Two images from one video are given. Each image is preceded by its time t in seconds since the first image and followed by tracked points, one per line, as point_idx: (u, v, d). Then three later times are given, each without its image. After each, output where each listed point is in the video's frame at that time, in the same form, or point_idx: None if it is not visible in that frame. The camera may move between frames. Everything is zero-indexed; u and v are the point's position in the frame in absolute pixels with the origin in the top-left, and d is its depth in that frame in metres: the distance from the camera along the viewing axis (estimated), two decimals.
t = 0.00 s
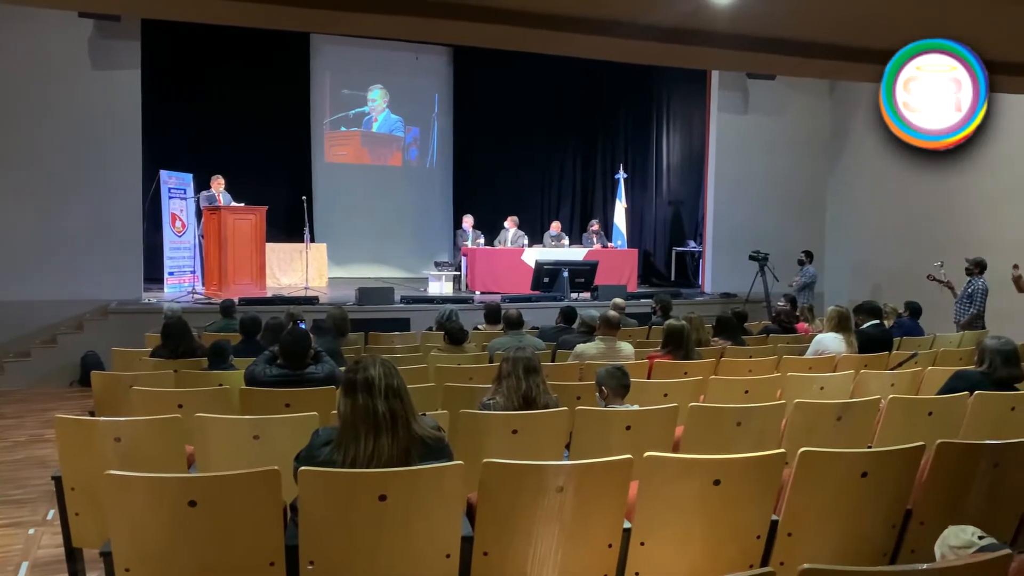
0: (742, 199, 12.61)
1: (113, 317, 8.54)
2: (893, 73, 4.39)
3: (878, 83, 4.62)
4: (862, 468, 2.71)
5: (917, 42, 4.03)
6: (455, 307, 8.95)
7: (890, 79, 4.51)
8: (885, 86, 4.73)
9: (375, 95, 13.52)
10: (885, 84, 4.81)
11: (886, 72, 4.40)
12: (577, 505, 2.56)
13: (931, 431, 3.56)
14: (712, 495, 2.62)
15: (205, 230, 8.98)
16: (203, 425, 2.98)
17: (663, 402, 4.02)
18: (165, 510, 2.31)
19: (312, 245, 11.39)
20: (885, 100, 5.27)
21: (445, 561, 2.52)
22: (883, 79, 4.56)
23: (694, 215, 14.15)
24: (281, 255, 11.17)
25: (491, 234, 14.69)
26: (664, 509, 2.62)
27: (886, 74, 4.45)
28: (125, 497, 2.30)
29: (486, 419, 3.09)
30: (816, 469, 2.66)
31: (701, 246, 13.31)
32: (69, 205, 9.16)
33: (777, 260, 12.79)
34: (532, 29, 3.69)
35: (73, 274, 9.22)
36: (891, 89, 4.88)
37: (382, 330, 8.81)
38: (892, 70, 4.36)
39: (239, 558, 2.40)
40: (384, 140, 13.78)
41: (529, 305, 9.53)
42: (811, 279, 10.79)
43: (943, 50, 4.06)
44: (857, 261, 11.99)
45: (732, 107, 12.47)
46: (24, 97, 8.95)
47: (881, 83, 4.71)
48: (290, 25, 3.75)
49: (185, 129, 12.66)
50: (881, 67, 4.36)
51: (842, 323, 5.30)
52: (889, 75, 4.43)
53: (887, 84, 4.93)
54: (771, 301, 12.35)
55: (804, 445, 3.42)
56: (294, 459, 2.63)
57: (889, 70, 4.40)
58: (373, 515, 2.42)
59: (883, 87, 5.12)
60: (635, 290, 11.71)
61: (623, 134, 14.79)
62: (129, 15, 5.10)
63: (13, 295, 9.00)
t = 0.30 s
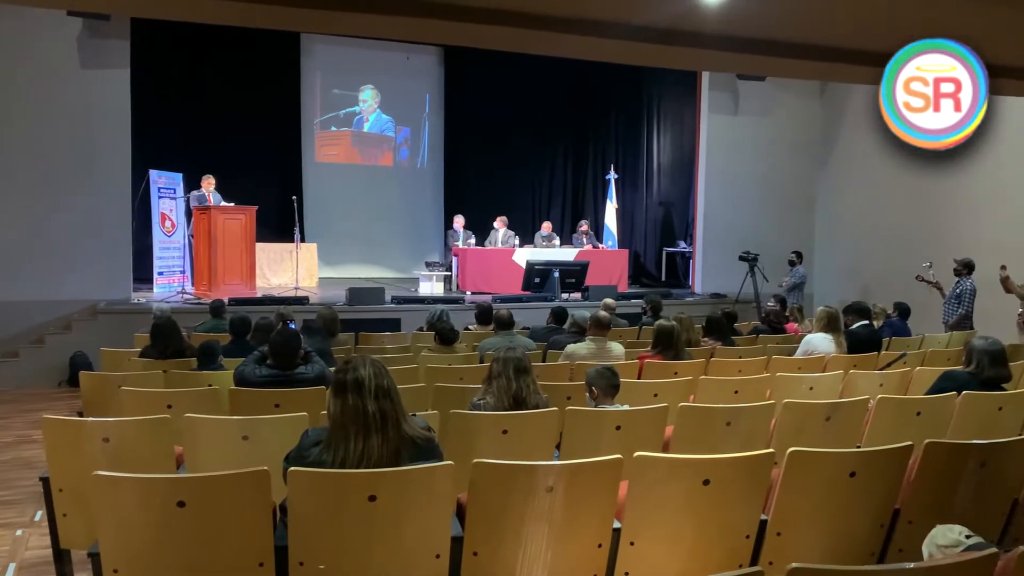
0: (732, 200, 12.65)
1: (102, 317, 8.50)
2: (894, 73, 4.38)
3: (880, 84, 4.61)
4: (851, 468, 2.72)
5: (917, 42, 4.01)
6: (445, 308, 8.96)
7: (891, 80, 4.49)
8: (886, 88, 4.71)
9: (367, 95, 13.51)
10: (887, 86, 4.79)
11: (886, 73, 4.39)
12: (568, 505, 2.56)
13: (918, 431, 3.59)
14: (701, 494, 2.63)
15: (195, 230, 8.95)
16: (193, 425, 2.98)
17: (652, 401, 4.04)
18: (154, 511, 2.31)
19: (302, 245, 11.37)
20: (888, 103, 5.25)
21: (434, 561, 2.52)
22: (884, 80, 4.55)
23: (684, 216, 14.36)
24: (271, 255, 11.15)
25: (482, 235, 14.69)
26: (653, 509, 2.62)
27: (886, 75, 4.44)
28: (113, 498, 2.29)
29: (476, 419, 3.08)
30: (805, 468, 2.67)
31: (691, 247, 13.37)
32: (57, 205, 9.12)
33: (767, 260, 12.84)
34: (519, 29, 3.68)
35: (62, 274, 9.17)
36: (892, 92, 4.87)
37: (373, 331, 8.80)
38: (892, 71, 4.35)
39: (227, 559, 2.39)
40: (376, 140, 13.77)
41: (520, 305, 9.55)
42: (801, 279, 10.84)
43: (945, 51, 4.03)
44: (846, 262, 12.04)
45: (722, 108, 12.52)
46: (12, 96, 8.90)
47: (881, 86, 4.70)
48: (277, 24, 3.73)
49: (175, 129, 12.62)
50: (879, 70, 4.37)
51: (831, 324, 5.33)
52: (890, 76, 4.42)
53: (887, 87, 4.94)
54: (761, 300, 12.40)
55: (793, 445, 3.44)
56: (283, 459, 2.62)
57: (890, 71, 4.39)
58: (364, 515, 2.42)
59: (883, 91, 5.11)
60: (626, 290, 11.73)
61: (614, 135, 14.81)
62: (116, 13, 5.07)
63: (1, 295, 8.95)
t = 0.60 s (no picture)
0: (722, 200, 12.68)
1: (90, 317, 8.45)
2: (894, 76, 4.38)
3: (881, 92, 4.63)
4: (839, 468, 2.73)
5: (912, 43, 4.08)
6: (436, 307, 8.95)
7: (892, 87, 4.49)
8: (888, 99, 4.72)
9: (357, 93, 13.52)
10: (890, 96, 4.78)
11: (885, 79, 4.42)
12: (557, 506, 2.57)
13: (906, 430, 3.61)
14: (690, 494, 2.63)
15: (184, 229, 8.91)
16: (181, 425, 2.97)
17: (642, 401, 4.04)
18: (143, 512, 2.30)
19: (292, 244, 11.34)
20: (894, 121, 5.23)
21: (424, 561, 2.52)
22: (885, 87, 4.56)
23: (674, 215, 14.48)
24: (261, 255, 11.12)
25: (473, 234, 14.68)
26: (643, 509, 2.62)
27: (886, 81, 4.45)
28: (101, 498, 2.28)
29: (466, 419, 3.08)
30: (793, 467, 2.68)
31: (681, 246, 13.41)
32: (45, 204, 9.06)
33: (757, 260, 12.89)
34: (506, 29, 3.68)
35: (50, 274, 9.11)
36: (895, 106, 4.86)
37: (364, 331, 8.78)
38: (892, 73, 4.35)
39: (216, 559, 2.38)
40: (366, 139, 13.77)
41: (510, 305, 9.55)
42: (792, 279, 10.88)
43: (944, 50, 4.01)
44: (836, 262, 12.09)
45: (712, 108, 12.55)
46: None
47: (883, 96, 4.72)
48: (265, 24, 3.72)
49: (165, 128, 12.57)
50: (878, 75, 4.46)
51: (820, 324, 5.35)
52: (890, 81, 4.42)
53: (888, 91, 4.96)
54: (751, 300, 12.43)
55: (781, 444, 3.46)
56: (272, 459, 2.61)
57: (890, 77, 4.40)
58: (353, 515, 2.41)
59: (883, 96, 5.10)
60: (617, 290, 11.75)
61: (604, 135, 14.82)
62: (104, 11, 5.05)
63: None
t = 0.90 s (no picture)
0: (712, 200, 12.70)
1: (79, 316, 8.41)
2: (894, 76, 4.40)
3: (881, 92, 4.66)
4: (828, 467, 2.74)
5: (912, 43, 4.09)
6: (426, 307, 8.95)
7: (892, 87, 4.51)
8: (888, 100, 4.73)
9: (347, 92, 13.45)
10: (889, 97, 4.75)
11: (885, 77, 4.46)
12: (547, 506, 2.57)
13: (895, 429, 3.63)
14: (679, 493, 2.64)
15: (173, 229, 8.88)
16: (171, 425, 2.96)
17: (633, 401, 4.05)
18: (131, 512, 2.28)
19: (281, 244, 11.32)
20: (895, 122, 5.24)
21: (414, 562, 2.51)
22: (884, 87, 4.58)
23: (665, 215, 14.43)
24: (250, 255, 11.09)
25: (463, 234, 14.66)
26: (633, 508, 2.63)
27: (886, 81, 4.48)
28: (89, 499, 2.27)
29: (457, 419, 3.08)
30: (783, 467, 2.69)
31: (671, 246, 13.43)
32: (33, 204, 9.02)
33: (747, 260, 12.92)
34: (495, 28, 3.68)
35: (38, 274, 9.07)
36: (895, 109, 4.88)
37: (354, 330, 8.76)
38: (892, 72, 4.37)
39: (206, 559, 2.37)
40: (356, 139, 13.73)
41: (500, 304, 9.55)
42: (782, 279, 10.91)
43: (946, 51, 4.02)
44: (826, 262, 12.14)
45: (702, 108, 12.57)
46: None
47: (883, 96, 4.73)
48: (253, 23, 3.71)
49: (155, 127, 12.52)
50: (878, 76, 4.50)
51: (810, 324, 5.38)
52: (890, 80, 4.44)
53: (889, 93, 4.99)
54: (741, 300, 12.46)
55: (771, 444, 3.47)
56: (262, 459, 2.60)
57: (890, 75, 4.43)
58: (343, 515, 2.41)
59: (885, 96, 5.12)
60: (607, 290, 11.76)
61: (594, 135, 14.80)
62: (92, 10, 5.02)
63: None
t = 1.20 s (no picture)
0: (702, 200, 12.75)
1: (68, 316, 8.35)
2: (894, 76, 4.40)
3: (881, 94, 4.66)
4: (817, 466, 2.75)
5: (912, 43, 4.08)
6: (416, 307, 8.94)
7: (892, 88, 4.50)
8: (888, 103, 4.72)
9: (337, 91, 13.45)
10: (890, 103, 4.73)
11: (885, 78, 4.47)
12: (537, 505, 2.57)
13: (884, 428, 3.64)
14: (669, 492, 2.65)
15: (162, 228, 8.84)
16: (159, 426, 2.95)
17: (623, 400, 4.06)
18: (120, 513, 2.27)
19: (272, 244, 11.31)
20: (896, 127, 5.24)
21: (405, 561, 2.51)
22: (885, 89, 4.57)
23: (655, 215, 14.64)
24: (240, 254, 11.09)
25: (454, 233, 14.65)
26: (623, 507, 2.63)
27: (886, 82, 4.48)
28: (77, 500, 2.25)
29: (447, 418, 3.08)
30: (772, 465, 2.70)
31: (661, 246, 13.49)
32: (21, 203, 8.97)
33: (737, 259, 12.97)
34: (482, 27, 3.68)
35: (26, 274, 9.02)
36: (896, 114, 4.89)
37: (344, 330, 8.75)
38: (892, 72, 4.37)
39: (194, 560, 2.36)
40: (346, 138, 13.73)
41: (490, 304, 9.55)
42: (772, 279, 10.95)
43: (946, 50, 4.02)
44: (814, 262, 12.20)
45: (692, 108, 12.62)
46: None
47: (883, 98, 4.73)
48: (240, 21, 3.70)
49: (144, 127, 12.46)
50: (879, 76, 4.50)
51: (799, 322, 5.40)
52: (890, 81, 4.45)
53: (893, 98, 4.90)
54: (731, 300, 12.50)
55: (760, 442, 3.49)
56: (251, 459, 2.59)
57: (890, 77, 4.45)
58: (333, 515, 2.40)
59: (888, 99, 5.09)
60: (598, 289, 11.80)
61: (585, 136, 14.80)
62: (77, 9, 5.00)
63: None
